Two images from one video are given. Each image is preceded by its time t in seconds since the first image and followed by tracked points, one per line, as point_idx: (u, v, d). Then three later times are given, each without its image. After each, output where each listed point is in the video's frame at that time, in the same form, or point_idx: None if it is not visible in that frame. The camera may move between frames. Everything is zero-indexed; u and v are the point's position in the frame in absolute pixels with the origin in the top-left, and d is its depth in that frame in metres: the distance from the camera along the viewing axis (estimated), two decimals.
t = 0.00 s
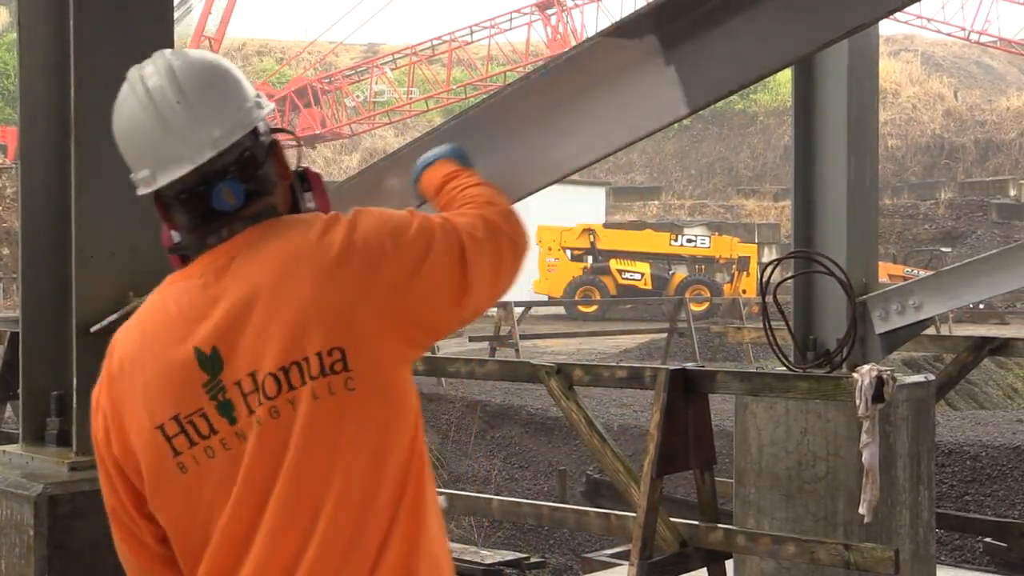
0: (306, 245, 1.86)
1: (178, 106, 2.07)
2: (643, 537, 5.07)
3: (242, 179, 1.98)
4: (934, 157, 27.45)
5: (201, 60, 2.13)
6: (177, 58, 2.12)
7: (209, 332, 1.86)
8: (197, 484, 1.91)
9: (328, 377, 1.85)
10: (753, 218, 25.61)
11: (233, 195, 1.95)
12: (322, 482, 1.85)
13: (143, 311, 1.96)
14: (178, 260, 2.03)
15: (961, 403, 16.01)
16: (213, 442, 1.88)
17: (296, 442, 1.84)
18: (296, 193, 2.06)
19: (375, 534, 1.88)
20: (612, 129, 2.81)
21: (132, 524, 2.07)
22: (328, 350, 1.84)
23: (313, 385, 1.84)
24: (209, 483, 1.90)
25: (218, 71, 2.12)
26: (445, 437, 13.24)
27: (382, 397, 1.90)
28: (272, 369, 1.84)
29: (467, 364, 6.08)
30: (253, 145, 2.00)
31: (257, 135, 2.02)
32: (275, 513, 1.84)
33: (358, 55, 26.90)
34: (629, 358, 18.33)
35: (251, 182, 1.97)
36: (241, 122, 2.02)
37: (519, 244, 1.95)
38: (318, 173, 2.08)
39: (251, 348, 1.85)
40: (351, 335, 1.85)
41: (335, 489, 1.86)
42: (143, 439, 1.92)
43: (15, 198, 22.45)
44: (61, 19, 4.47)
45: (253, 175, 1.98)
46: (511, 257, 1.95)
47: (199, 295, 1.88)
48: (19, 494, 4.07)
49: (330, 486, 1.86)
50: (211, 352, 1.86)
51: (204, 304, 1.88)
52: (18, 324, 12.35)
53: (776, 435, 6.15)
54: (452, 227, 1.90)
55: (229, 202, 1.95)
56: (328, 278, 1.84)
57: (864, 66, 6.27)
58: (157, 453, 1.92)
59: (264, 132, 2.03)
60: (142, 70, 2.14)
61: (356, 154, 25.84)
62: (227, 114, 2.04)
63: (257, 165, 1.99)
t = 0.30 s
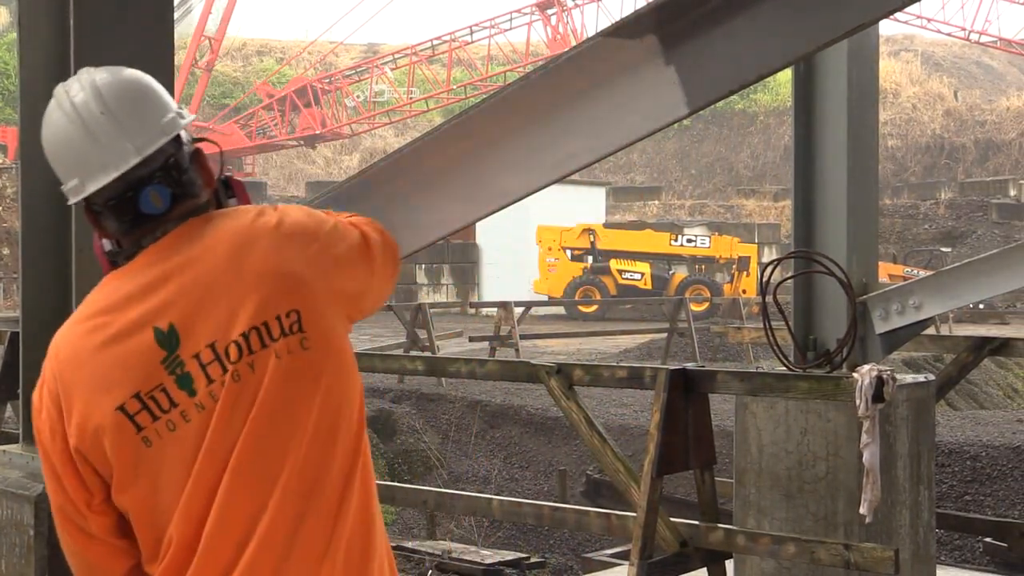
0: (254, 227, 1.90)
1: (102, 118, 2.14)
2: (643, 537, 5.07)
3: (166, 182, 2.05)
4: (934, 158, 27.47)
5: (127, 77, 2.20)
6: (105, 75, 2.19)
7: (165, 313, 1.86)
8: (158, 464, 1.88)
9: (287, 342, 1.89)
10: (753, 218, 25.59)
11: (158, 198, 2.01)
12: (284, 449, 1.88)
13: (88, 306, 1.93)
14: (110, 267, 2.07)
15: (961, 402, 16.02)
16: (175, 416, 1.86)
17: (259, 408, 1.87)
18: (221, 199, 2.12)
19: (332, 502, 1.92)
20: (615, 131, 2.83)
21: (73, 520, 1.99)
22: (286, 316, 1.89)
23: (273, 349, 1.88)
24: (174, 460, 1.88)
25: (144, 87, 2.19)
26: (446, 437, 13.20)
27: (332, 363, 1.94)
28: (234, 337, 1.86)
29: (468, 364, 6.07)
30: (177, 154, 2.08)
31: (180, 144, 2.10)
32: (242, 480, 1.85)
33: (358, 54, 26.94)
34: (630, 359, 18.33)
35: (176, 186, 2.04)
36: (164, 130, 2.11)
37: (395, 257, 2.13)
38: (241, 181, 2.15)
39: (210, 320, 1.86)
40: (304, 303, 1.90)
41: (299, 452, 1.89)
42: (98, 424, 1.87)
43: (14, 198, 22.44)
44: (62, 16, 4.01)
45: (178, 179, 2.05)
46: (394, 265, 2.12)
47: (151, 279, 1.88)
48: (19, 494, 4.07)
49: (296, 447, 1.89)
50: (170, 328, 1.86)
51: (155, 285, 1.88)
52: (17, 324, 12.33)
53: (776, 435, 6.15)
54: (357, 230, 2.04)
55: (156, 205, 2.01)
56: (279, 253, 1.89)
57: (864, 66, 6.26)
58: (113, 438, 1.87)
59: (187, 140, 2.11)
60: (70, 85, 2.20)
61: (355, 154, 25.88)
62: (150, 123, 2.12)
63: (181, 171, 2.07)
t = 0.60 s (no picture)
0: (251, 222, 2.00)
1: (75, 133, 2.15)
2: (643, 537, 5.07)
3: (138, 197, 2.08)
4: (934, 158, 27.47)
5: (100, 93, 2.21)
6: (79, 92, 2.21)
7: (177, 293, 1.90)
8: (170, 438, 1.87)
9: (295, 318, 1.96)
10: (753, 218, 25.58)
11: (129, 210, 2.04)
12: (300, 418, 1.92)
13: (83, 299, 1.92)
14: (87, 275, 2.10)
15: (961, 402, 16.04)
16: (189, 389, 1.88)
17: (274, 378, 1.92)
18: (194, 210, 2.18)
19: (340, 476, 1.96)
20: (615, 132, 2.84)
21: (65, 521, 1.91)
22: (292, 296, 1.97)
23: (284, 323, 1.94)
24: (187, 432, 1.87)
25: (118, 104, 2.20)
26: (445, 437, 13.18)
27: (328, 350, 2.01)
28: (247, 312, 1.92)
29: (467, 364, 6.07)
30: (149, 168, 2.11)
31: (153, 159, 2.13)
32: (261, 446, 1.88)
33: (358, 54, 26.97)
34: (630, 359, 18.34)
35: (150, 199, 2.07)
36: (136, 145, 2.13)
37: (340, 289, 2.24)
38: (215, 195, 2.23)
39: (220, 296, 1.91)
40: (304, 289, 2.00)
41: (313, 423, 1.94)
42: (107, 398, 1.84)
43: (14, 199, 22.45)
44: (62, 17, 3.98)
45: (150, 193, 2.08)
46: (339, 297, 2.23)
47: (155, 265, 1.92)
48: (19, 494, 4.05)
49: (311, 418, 1.94)
50: (182, 308, 1.90)
51: (163, 271, 1.92)
52: (16, 323, 12.33)
53: (776, 435, 6.15)
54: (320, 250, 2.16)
55: (127, 217, 2.03)
56: (278, 242, 1.99)
57: (863, 65, 6.25)
58: (125, 412, 1.85)
59: (159, 155, 2.14)
60: (46, 103, 2.22)
61: (356, 154, 25.90)
62: (123, 139, 2.14)
63: (155, 184, 2.10)
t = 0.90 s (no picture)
0: (245, 221, 1.96)
1: (82, 123, 2.14)
2: (643, 538, 5.07)
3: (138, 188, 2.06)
4: (934, 157, 27.46)
5: (112, 82, 2.19)
6: (92, 81, 2.19)
7: (170, 295, 1.88)
8: (160, 444, 1.87)
9: (284, 323, 1.93)
10: (753, 218, 25.58)
11: (125, 202, 2.04)
12: (288, 427, 1.91)
13: (79, 294, 1.92)
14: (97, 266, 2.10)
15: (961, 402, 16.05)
16: (179, 395, 1.87)
17: (262, 385, 1.90)
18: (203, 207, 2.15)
19: (330, 483, 1.94)
20: (614, 133, 2.84)
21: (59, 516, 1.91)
22: (282, 299, 1.94)
23: (273, 328, 1.92)
24: (177, 437, 1.87)
25: (129, 93, 2.19)
26: (445, 437, 13.18)
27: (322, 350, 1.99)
28: (237, 317, 1.90)
29: (467, 364, 6.06)
30: (152, 161, 2.09)
31: (158, 152, 2.11)
32: (246, 455, 1.87)
33: (357, 55, 26.98)
34: (630, 359, 18.34)
35: (150, 193, 2.05)
36: (142, 137, 2.11)
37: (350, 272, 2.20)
38: (227, 191, 2.19)
39: (210, 299, 1.89)
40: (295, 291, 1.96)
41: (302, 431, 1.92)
42: (99, 400, 1.84)
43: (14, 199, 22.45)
44: (62, 17, 3.98)
45: (152, 185, 2.06)
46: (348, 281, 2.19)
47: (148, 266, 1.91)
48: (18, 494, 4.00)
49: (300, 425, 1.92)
50: (173, 312, 1.88)
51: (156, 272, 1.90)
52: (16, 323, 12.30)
53: (776, 435, 6.15)
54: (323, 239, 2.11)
55: (123, 209, 2.04)
56: (271, 243, 1.96)
57: (862, 64, 6.25)
58: (116, 416, 1.85)
59: (166, 148, 2.11)
60: (59, 92, 2.22)
61: (356, 154, 25.91)
62: (130, 131, 2.12)
63: (157, 178, 2.08)
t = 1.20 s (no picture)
0: (237, 233, 1.90)
1: (115, 103, 2.16)
2: (643, 538, 5.06)
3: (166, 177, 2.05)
4: (935, 157, 27.44)
5: (147, 60, 2.20)
6: (128, 60, 2.21)
7: (156, 312, 1.92)
8: (143, 460, 1.94)
9: (259, 347, 1.88)
10: (753, 218, 25.60)
11: (151, 188, 2.03)
12: (259, 454, 1.88)
13: (85, 298, 2.00)
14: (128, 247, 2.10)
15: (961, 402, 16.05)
16: (157, 414, 1.92)
17: (233, 411, 1.88)
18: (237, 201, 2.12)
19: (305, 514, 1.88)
20: (614, 131, 2.83)
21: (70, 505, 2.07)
22: (258, 322, 1.88)
23: (246, 352, 1.87)
24: (155, 454, 1.93)
25: (164, 72, 2.19)
26: (445, 437, 13.19)
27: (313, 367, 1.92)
28: (211, 340, 1.88)
29: (467, 364, 6.06)
30: (185, 149, 2.07)
31: (192, 141, 2.08)
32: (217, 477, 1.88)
33: (358, 54, 27.01)
34: (630, 359, 18.35)
35: (177, 181, 2.03)
36: (174, 117, 2.11)
37: (452, 238, 2.00)
38: (259, 182, 2.14)
39: (188, 320, 1.89)
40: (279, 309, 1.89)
41: (273, 460, 1.88)
42: (90, 413, 1.95)
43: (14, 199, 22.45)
44: (63, 18, 3.99)
45: (177, 176, 2.04)
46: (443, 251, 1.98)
47: (142, 276, 1.94)
48: (16, 493, 3.96)
49: (270, 454, 1.88)
50: (160, 329, 1.91)
51: (149, 285, 1.94)
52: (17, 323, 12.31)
53: (776, 435, 6.15)
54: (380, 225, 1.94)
55: (148, 196, 2.03)
56: (257, 258, 1.88)
57: (863, 65, 6.25)
58: (101, 428, 1.95)
59: (200, 137, 2.09)
60: (98, 70, 2.24)
61: (356, 154, 25.93)
62: (162, 110, 2.12)
63: (187, 167, 2.05)
